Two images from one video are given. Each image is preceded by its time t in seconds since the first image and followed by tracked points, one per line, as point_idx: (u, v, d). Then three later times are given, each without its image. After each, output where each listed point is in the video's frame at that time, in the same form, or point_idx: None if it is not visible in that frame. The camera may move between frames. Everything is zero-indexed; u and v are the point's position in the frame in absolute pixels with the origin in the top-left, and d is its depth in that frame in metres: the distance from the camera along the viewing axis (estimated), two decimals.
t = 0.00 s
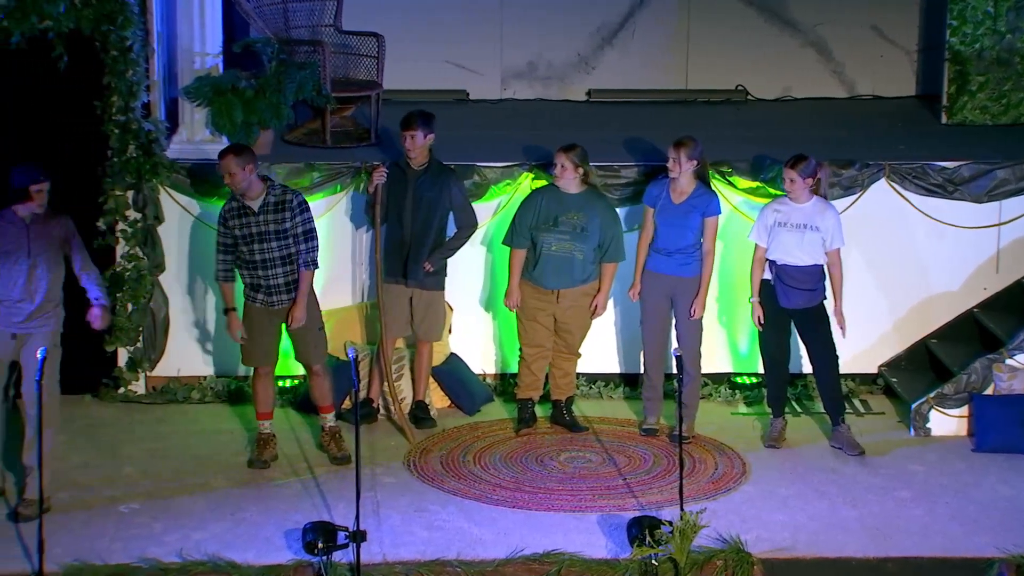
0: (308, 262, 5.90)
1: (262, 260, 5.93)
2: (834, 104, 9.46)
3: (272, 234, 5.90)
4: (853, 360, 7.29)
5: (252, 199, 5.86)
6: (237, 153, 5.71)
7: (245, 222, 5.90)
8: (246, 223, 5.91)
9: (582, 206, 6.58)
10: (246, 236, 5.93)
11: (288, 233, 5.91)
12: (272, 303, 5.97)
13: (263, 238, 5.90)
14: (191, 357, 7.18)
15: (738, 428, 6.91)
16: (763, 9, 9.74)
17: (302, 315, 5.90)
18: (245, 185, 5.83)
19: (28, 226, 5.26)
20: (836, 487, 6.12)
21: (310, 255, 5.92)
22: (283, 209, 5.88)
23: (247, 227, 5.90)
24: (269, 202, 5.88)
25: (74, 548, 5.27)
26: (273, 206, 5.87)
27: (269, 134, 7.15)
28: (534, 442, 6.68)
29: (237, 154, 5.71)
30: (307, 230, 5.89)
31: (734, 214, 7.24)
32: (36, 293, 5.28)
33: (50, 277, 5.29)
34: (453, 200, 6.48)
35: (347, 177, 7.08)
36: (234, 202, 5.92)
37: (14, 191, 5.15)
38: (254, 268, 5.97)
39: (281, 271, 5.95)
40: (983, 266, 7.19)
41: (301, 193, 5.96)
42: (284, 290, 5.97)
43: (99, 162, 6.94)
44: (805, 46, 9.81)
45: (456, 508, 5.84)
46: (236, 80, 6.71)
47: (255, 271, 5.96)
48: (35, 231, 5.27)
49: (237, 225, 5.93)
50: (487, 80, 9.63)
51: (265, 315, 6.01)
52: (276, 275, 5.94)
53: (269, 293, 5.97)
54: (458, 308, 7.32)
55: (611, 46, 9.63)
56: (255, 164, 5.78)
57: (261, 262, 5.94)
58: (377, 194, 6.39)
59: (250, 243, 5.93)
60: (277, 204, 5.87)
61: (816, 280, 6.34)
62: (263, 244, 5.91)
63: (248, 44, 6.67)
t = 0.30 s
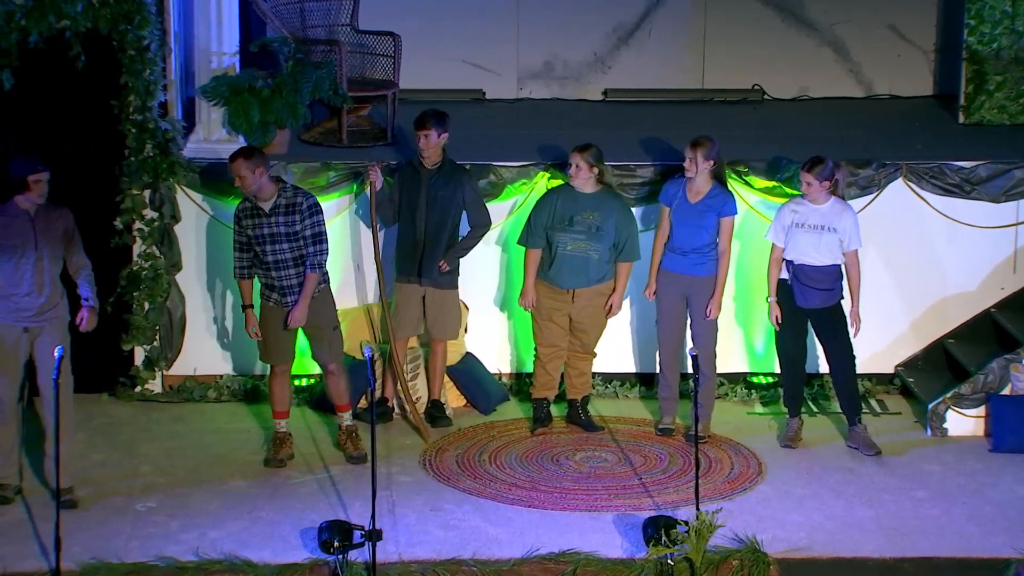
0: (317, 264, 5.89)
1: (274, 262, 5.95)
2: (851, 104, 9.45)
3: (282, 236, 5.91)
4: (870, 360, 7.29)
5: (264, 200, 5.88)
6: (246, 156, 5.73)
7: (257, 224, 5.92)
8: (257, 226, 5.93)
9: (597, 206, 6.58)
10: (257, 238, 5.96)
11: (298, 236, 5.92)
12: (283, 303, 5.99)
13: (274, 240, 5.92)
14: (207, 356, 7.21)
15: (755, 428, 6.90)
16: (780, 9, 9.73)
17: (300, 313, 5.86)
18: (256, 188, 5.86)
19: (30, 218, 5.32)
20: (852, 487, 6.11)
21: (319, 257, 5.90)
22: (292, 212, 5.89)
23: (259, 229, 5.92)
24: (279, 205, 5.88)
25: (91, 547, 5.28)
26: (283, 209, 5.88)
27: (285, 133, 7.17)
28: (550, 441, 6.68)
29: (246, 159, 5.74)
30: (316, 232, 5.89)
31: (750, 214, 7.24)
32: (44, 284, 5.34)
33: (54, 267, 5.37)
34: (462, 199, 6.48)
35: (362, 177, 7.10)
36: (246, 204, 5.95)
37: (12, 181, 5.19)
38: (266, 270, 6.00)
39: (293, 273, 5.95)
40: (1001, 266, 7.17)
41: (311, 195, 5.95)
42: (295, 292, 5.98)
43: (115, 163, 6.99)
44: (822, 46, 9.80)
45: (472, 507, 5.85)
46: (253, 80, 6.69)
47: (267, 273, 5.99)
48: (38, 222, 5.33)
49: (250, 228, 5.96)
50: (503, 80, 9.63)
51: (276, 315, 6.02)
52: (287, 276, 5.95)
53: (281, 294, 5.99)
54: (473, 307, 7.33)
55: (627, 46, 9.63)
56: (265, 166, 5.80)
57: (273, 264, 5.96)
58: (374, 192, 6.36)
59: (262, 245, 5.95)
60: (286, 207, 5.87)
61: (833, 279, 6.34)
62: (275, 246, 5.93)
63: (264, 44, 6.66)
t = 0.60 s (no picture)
0: (332, 266, 5.89)
1: (288, 263, 5.95)
2: (867, 105, 9.43)
3: (297, 237, 5.91)
4: (886, 361, 7.29)
5: (279, 201, 5.88)
6: (263, 156, 5.73)
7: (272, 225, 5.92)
8: (272, 227, 5.93)
9: (613, 206, 6.57)
10: (271, 239, 5.96)
11: (311, 237, 5.91)
12: (297, 305, 5.98)
13: (288, 240, 5.92)
14: (224, 356, 7.21)
15: (771, 429, 6.89)
16: (796, 9, 9.72)
17: (323, 318, 5.89)
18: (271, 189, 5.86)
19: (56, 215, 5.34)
20: (868, 488, 6.10)
21: (333, 259, 5.90)
22: (306, 213, 5.89)
23: (273, 229, 5.92)
24: (294, 206, 5.88)
25: (108, 546, 5.28)
26: (297, 210, 5.88)
27: (301, 133, 7.13)
28: (566, 442, 6.68)
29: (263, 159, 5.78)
30: (330, 234, 5.89)
31: (766, 214, 7.23)
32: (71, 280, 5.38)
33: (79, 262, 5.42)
34: (473, 203, 6.47)
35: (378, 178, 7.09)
36: (261, 204, 5.96)
37: (42, 181, 5.20)
38: (280, 270, 5.99)
39: (307, 274, 5.96)
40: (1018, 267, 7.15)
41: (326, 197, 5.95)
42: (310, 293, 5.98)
43: (132, 163, 7.00)
44: (839, 46, 9.79)
45: (487, 508, 5.85)
46: (269, 80, 6.67)
47: (281, 274, 5.99)
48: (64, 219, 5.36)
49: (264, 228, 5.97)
50: (519, 80, 9.64)
51: (291, 316, 6.00)
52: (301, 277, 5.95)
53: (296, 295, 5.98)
54: (488, 307, 7.33)
55: (643, 46, 9.62)
56: (281, 167, 5.80)
57: (287, 264, 5.96)
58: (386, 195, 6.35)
59: (276, 245, 5.95)
60: (301, 209, 5.87)
61: (850, 280, 6.34)
62: (289, 247, 5.92)
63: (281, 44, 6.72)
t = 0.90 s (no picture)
0: (341, 268, 5.84)
1: (302, 262, 5.96)
2: (883, 105, 9.41)
3: (310, 237, 5.90)
4: (901, 362, 7.28)
5: (294, 200, 5.89)
6: (280, 153, 5.73)
7: (287, 224, 5.94)
8: (286, 226, 5.94)
9: (627, 206, 6.57)
10: (286, 238, 5.97)
11: (324, 238, 5.90)
12: (312, 304, 5.99)
13: (303, 240, 5.93)
14: (239, 356, 7.23)
15: (785, 429, 6.89)
16: (812, 9, 9.71)
17: (329, 320, 5.85)
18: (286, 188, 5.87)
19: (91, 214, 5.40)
20: (882, 488, 6.09)
21: (343, 261, 5.86)
22: (319, 213, 5.87)
23: (288, 228, 5.93)
24: (308, 206, 5.88)
25: (123, 545, 5.29)
26: (311, 211, 5.87)
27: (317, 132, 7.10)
28: (580, 442, 6.67)
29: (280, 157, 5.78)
30: (340, 236, 5.84)
31: (780, 214, 7.22)
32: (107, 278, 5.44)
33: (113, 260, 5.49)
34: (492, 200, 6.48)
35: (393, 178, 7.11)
36: (278, 203, 5.97)
37: (79, 180, 5.25)
38: (296, 269, 6.01)
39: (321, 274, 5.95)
40: None
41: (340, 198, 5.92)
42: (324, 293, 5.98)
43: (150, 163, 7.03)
44: (854, 46, 9.78)
45: (502, 507, 5.85)
46: (285, 80, 6.73)
47: (296, 273, 6.01)
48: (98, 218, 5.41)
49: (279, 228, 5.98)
50: (534, 79, 9.64)
51: (306, 314, 6.01)
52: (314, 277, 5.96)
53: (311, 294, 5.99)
54: (503, 307, 7.34)
55: (658, 45, 9.62)
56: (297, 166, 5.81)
57: (303, 264, 5.97)
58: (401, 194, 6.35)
59: (291, 245, 5.96)
60: (314, 209, 5.87)
61: (864, 281, 6.31)
62: (303, 246, 5.93)
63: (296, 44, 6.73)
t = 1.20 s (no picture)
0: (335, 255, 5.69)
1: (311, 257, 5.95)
2: (896, 104, 9.40)
3: (320, 235, 5.90)
4: (914, 362, 7.28)
5: (306, 197, 5.89)
6: (292, 150, 5.73)
7: (298, 220, 5.93)
8: (297, 223, 5.94)
9: (639, 206, 6.56)
10: (295, 234, 5.96)
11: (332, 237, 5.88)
12: (322, 302, 6.01)
13: (313, 237, 5.93)
14: (252, 355, 7.25)
15: (797, 430, 6.88)
16: (825, 9, 9.71)
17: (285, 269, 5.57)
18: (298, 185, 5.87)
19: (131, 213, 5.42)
20: (894, 488, 6.08)
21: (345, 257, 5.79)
22: (330, 212, 5.87)
23: (299, 226, 5.93)
24: (319, 206, 5.88)
25: (135, 544, 5.29)
26: (322, 211, 5.87)
27: (329, 133, 7.01)
28: (592, 442, 6.67)
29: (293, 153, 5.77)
30: (347, 237, 5.81)
31: (792, 214, 7.22)
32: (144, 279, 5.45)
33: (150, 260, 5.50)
34: (503, 201, 6.48)
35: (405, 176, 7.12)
36: (290, 200, 5.96)
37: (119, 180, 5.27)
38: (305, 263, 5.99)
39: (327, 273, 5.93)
40: None
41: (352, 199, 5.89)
42: (332, 291, 5.97)
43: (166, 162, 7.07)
44: (867, 46, 9.77)
45: (513, 507, 5.85)
46: (297, 79, 6.65)
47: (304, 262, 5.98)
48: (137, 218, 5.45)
49: (290, 221, 5.96)
50: (546, 79, 9.64)
51: (318, 312, 6.04)
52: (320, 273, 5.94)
53: (320, 292, 6.00)
54: (515, 308, 7.35)
55: (670, 45, 9.62)
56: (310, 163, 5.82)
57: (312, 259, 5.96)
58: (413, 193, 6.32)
59: (301, 242, 5.96)
60: (325, 209, 5.86)
61: (875, 280, 6.30)
62: (313, 244, 5.93)
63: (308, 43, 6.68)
